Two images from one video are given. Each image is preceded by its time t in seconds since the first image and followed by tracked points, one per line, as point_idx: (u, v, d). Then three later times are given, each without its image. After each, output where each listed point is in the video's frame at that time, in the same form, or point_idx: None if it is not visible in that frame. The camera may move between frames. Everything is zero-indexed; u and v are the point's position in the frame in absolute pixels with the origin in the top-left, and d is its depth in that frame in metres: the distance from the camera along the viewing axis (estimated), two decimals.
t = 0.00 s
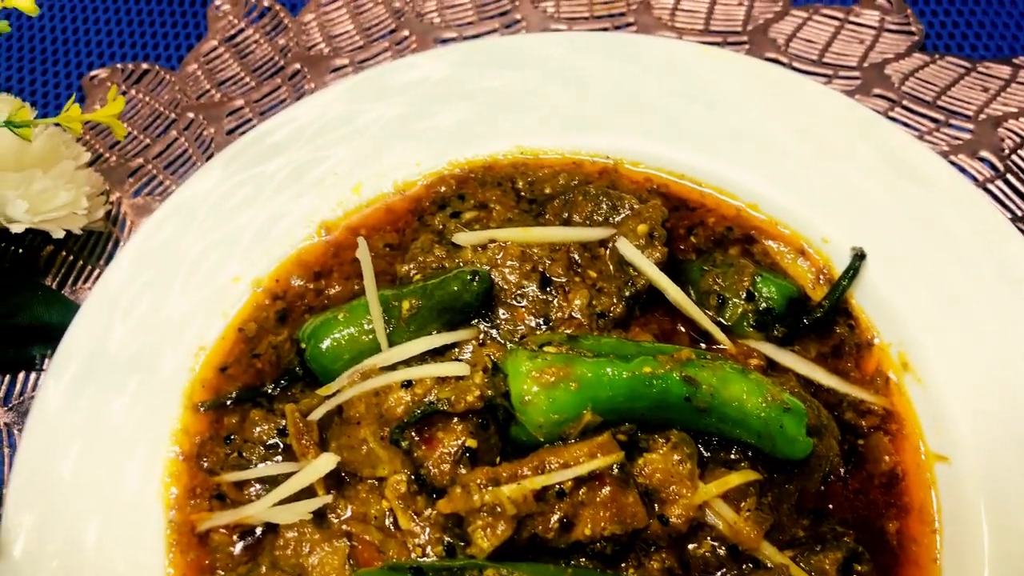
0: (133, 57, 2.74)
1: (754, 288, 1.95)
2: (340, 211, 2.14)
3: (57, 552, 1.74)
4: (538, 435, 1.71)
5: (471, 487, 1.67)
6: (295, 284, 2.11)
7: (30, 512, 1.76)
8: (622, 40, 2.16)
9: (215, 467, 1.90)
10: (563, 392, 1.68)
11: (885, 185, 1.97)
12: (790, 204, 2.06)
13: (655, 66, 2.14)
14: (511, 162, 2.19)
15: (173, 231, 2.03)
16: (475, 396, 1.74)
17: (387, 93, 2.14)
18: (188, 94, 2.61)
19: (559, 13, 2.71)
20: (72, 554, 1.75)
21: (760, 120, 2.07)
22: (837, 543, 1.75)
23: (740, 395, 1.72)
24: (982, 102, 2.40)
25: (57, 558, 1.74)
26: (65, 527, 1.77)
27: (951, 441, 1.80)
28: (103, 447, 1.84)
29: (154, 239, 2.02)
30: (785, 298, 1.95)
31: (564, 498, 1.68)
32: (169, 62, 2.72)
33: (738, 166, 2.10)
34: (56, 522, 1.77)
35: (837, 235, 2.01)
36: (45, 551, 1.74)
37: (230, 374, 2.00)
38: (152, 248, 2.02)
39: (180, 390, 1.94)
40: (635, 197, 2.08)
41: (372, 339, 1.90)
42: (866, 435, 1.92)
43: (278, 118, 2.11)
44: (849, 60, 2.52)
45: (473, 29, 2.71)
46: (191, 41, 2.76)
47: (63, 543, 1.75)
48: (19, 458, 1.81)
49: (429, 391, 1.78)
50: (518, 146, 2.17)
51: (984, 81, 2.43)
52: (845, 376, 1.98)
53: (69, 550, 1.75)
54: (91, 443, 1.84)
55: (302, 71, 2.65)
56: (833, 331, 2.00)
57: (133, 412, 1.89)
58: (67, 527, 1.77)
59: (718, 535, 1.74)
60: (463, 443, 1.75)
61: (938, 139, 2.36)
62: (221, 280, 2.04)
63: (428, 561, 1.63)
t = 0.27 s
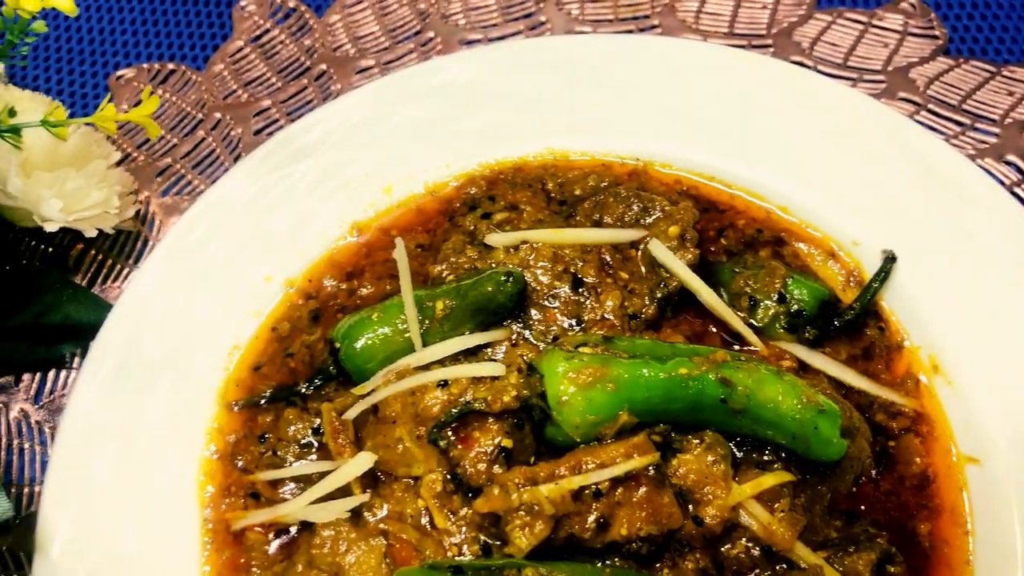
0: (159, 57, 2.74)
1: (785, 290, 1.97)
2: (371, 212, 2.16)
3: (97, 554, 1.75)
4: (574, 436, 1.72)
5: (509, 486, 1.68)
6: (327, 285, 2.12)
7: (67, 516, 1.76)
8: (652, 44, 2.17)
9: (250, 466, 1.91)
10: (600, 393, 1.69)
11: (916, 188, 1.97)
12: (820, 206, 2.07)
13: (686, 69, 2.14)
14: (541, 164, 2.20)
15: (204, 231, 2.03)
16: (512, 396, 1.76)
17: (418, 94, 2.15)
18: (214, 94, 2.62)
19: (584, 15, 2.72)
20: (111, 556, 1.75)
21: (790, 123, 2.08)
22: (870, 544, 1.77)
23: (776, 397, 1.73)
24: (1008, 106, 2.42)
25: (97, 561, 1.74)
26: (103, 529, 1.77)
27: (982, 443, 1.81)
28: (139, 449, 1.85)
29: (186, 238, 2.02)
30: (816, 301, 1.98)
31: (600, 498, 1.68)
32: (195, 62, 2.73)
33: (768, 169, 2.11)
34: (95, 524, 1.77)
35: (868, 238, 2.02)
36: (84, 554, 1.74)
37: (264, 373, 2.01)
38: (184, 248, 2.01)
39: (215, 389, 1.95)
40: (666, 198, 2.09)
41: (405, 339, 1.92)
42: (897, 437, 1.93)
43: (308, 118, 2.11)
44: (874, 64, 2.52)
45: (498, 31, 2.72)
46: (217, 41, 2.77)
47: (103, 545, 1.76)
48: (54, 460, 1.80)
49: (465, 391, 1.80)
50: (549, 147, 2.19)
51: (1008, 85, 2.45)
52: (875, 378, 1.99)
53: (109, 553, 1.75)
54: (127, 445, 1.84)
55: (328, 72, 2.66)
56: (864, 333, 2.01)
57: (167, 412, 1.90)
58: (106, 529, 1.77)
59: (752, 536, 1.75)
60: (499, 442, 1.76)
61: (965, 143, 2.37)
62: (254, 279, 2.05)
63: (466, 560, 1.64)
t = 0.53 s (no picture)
0: (185, 52, 2.77)
1: (815, 284, 1.98)
2: (401, 206, 2.17)
3: (134, 546, 1.77)
4: (608, 427, 1.72)
5: (545, 476, 1.70)
6: (358, 278, 2.13)
7: (104, 508, 1.78)
8: (679, 40, 2.17)
9: (283, 456, 1.92)
10: (635, 384, 1.70)
11: (945, 185, 1.97)
12: (848, 202, 2.08)
13: (714, 65, 2.14)
14: (569, 158, 2.22)
15: (235, 224, 2.04)
16: (546, 387, 1.78)
17: (447, 89, 2.16)
18: (240, 89, 2.64)
19: (607, 11, 2.73)
20: (147, 548, 1.77)
21: (817, 120, 2.09)
22: (902, 536, 1.77)
23: (809, 389, 1.74)
24: None
25: (134, 552, 1.76)
26: (139, 520, 1.79)
27: (1013, 438, 1.83)
28: (172, 442, 1.87)
29: (216, 232, 2.03)
30: (845, 294, 1.98)
31: (634, 489, 1.70)
32: (221, 57, 2.76)
33: (797, 164, 2.12)
34: (131, 516, 1.79)
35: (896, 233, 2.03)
36: (121, 546, 1.76)
37: (296, 365, 2.03)
38: (214, 243, 2.02)
39: (248, 380, 1.97)
40: (694, 193, 2.10)
41: (438, 330, 1.93)
42: (925, 431, 1.94)
43: (335, 112, 2.11)
44: (898, 61, 2.53)
45: (521, 27, 2.73)
46: (242, 37, 2.79)
47: (139, 537, 1.78)
48: (89, 453, 1.82)
49: (499, 382, 1.81)
50: (577, 142, 2.21)
51: None
52: (904, 372, 1.99)
53: (145, 544, 1.77)
54: (161, 438, 1.86)
55: (353, 68, 2.67)
56: (892, 327, 2.01)
57: (200, 404, 1.91)
58: (142, 521, 1.79)
59: (784, 527, 1.76)
60: (533, 433, 1.77)
61: (990, 140, 2.39)
62: (286, 272, 2.07)
63: (502, 549, 1.65)
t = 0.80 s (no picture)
0: (207, 47, 2.79)
1: (837, 275, 2.01)
2: (425, 198, 2.19)
3: (167, 533, 1.79)
4: (635, 415, 1.74)
5: (573, 463, 1.72)
6: (383, 270, 2.16)
7: (135, 496, 1.80)
8: (701, 36, 2.19)
9: (311, 444, 1.94)
10: (661, 373, 1.72)
11: (965, 178, 1.99)
12: (868, 195, 2.10)
13: (734, 60, 2.16)
14: (591, 151, 2.24)
15: (260, 216, 2.06)
16: (574, 375, 1.81)
17: (470, 82, 2.18)
18: (261, 83, 2.66)
19: (625, 7, 2.75)
20: (180, 535, 1.80)
21: (838, 115, 2.11)
22: (925, 524, 1.79)
23: (834, 378, 1.76)
24: None
25: (166, 539, 1.79)
26: (171, 508, 1.81)
27: None
28: (202, 431, 1.89)
29: (243, 224, 2.05)
30: (867, 286, 2.01)
31: (662, 477, 1.71)
32: (242, 52, 2.78)
33: (818, 158, 2.14)
34: (162, 504, 1.81)
35: (917, 227, 2.05)
36: (154, 534, 1.78)
37: (323, 354, 2.05)
38: (240, 235, 2.05)
39: (277, 370, 2.00)
40: (717, 185, 2.12)
41: (464, 320, 1.95)
42: (947, 421, 1.96)
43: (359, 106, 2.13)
44: (915, 57, 2.55)
45: (540, 23, 2.76)
46: (263, 32, 2.81)
47: (171, 525, 1.80)
48: (120, 443, 1.84)
49: (526, 371, 1.83)
50: (599, 135, 2.23)
51: None
52: (925, 363, 2.01)
53: (178, 532, 1.80)
54: (191, 428, 1.88)
55: (374, 63, 2.70)
56: (913, 319, 2.03)
57: (229, 394, 1.94)
58: (174, 509, 1.81)
59: (808, 515, 1.77)
60: (560, 422, 1.79)
61: (1008, 134, 2.41)
62: (313, 263, 2.09)
63: (532, 534, 1.67)
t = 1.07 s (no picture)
0: (225, 45, 2.82)
1: (851, 268, 2.03)
2: (445, 192, 2.23)
3: (195, 520, 1.82)
4: (656, 404, 1.77)
5: (596, 450, 1.75)
6: (405, 263, 2.19)
7: (163, 484, 1.83)
8: (716, 32, 2.22)
9: (336, 433, 1.98)
10: (682, 362, 1.75)
11: (977, 173, 2.03)
12: (882, 189, 2.13)
13: (749, 57, 2.20)
14: (607, 146, 2.27)
15: (284, 209, 2.10)
16: (594, 365, 1.81)
17: (489, 79, 2.22)
18: (280, 80, 2.69)
19: (639, 6, 2.79)
20: (207, 522, 1.82)
21: (852, 110, 2.14)
22: (941, 511, 1.82)
23: (851, 367, 1.79)
24: None
25: (195, 525, 1.81)
26: (199, 496, 1.84)
27: None
28: (227, 421, 1.92)
29: (267, 217, 2.09)
30: (882, 279, 2.03)
31: (682, 464, 1.75)
32: (260, 49, 2.81)
33: (832, 153, 2.17)
34: (189, 491, 1.84)
35: (930, 220, 2.08)
36: (182, 520, 1.81)
37: (347, 345, 2.08)
38: (264, 228, 2.08)
39: (302, 360, 2.03)
40: (732, 179, 2.16)
41: (486, 311, 1.98)
42: (961, 411, 1.99)
43: (380, 102, 2.18)
44: (925, 55, 2.59)
45: (555, 21, 2.79)
46: (281, 30, 2.85)
47: (199, 512, 1.83)
48: (147, 431, 1.87)
49: (547, 361, 1.87)
50: (616, 131, 2.26)
51: None
52: (939, 354, 2.04)
53: (205, 519, 1.82)
54: (217, 417, 1.91)
55: (391, 61, 2.73)
56: (926, 311, 2.07)
57: (254, 384, 1.97)
58: (201, 496, 1.84)
59: (825, 503, 1.81)
60: (582, 410, 1.82)
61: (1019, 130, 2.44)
62: (336, 256, 2.12)
63: (555, 519, 1.71)
